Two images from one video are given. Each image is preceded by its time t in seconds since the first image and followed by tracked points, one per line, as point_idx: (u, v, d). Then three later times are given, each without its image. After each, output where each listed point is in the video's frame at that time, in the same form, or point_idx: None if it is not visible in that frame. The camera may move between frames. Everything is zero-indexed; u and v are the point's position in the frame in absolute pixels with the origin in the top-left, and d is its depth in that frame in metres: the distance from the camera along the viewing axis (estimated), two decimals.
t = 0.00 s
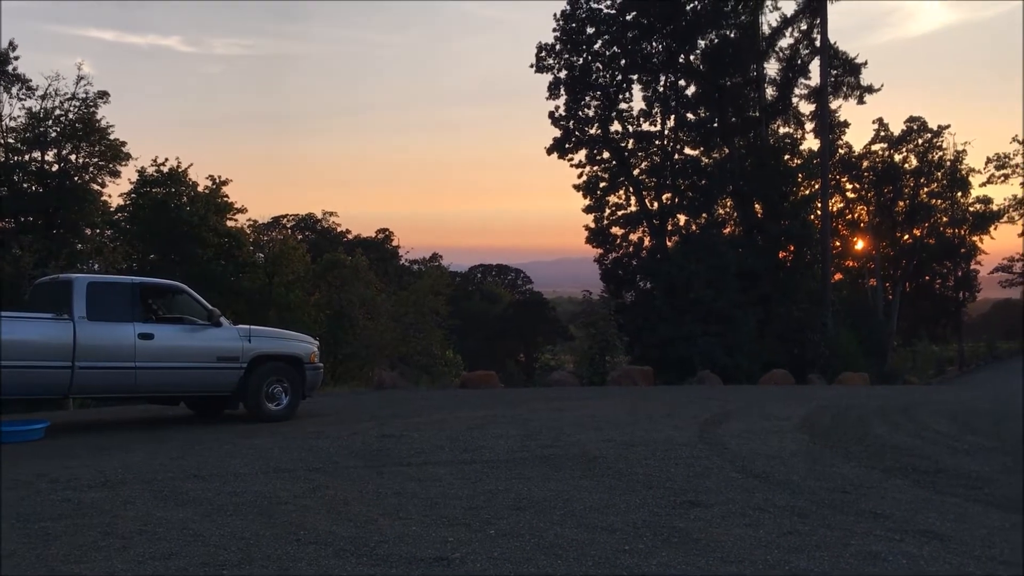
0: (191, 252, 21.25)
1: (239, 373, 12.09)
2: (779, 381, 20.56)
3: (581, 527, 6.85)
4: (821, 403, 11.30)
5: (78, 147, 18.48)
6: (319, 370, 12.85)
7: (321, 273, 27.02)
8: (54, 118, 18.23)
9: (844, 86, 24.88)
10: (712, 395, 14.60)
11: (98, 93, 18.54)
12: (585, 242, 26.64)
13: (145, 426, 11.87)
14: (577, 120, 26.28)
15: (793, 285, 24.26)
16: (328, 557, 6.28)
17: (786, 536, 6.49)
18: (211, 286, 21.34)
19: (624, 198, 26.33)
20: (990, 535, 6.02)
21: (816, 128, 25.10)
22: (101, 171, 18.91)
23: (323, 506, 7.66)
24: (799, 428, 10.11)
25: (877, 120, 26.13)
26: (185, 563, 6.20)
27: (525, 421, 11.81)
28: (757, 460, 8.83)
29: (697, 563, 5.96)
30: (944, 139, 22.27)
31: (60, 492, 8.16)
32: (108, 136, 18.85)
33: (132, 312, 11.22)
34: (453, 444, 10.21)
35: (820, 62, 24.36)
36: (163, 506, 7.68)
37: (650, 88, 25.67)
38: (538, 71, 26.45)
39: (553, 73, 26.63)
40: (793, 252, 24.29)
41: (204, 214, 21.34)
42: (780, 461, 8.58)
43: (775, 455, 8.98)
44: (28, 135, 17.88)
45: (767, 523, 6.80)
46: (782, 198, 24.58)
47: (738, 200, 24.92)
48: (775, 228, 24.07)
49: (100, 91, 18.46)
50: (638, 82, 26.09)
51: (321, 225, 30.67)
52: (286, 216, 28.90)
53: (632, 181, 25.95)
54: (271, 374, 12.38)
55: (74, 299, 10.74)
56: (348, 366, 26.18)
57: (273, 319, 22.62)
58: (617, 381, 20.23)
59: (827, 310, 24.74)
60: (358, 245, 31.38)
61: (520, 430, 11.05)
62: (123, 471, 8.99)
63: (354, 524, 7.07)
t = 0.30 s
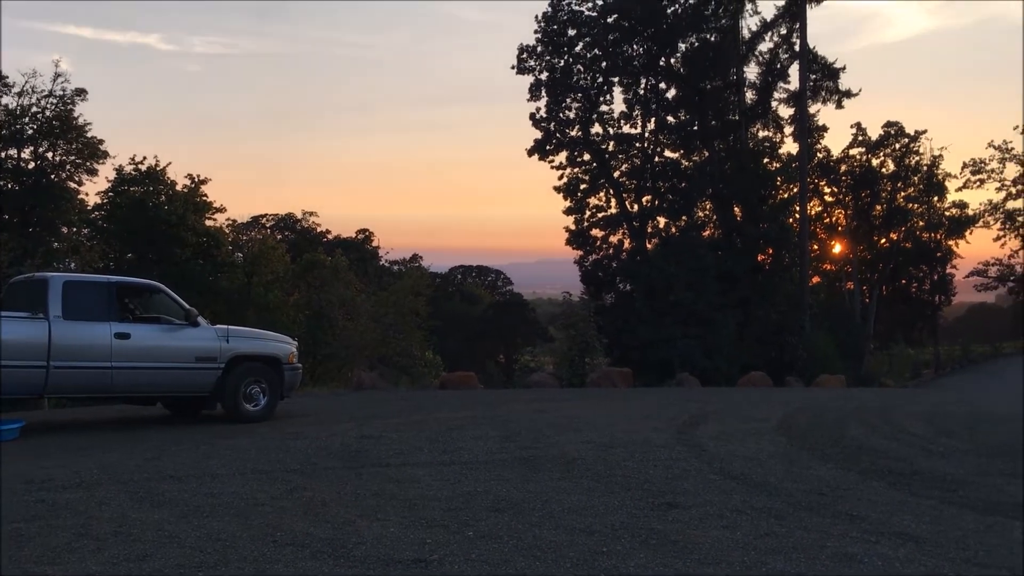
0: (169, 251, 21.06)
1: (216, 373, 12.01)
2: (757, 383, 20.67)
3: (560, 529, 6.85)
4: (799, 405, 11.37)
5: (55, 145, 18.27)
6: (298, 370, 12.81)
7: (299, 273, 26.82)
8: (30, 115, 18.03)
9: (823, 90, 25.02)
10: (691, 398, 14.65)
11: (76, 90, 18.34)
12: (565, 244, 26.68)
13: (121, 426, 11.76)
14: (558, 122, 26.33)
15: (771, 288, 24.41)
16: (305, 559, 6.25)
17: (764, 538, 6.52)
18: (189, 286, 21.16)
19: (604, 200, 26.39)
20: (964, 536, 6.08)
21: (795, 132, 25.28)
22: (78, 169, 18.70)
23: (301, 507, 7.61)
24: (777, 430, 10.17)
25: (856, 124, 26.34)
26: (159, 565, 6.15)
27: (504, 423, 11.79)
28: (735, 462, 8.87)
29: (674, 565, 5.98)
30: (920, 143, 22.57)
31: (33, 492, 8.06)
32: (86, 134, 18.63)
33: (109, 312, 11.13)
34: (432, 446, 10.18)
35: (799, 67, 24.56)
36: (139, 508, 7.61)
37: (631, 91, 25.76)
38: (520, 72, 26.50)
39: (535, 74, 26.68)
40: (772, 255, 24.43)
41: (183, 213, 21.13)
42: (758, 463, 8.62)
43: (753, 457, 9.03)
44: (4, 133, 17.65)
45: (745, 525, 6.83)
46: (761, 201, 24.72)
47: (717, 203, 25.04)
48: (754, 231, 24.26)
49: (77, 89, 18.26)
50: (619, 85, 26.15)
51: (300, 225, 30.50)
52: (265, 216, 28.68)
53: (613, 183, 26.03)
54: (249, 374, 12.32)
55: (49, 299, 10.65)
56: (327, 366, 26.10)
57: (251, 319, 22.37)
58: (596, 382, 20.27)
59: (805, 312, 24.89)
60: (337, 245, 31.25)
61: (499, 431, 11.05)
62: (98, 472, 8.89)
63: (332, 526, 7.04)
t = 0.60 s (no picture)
0: (149, 255, 20.93)
1: (195, 378, 11.93)
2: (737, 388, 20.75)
3: (540, 533, 6.85)
4: (779, 410, 11.42)
5: (33, 147, 18.13)
6: (277, 374, 12.75)
7: (280, 277, 26.95)
8: (8, 117, 17.88)
9: (803, 96, 25.20)
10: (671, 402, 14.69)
11: (54, 92, 18.21)
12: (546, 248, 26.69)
13: (98, 431, 11.65)
14: (540, 126, 26.36)
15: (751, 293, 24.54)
16: (284, 565, 6.21)
17: (743, 542, 6.53)
18: (168, 289, 21.02)
19: (585, 205, 26.44)
20: (941, 540, 6.10)
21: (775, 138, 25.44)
22: (57, 172, 18.56)
23: (280, 512, 7.57)
24: (757, 434, 10.21)
25: (835, 130, 26.57)
26: (137, 571, 6.10)
27: (485, 427, 11.77)
28: (715, 466, 8.89)
29: (654, 569, 5.98)
30: (899, 150, 22.85)
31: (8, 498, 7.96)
32: (65, 136, 18.49)
33: (86, 315, 11.01)
34: (412, 450, 10.15)
35: (779, 73, 24.74)
36: (115, 513, 7.54)
37: (612, 96, 25.84)
38: (502, 77, 26.53)
39: (517, 79, 26.72)
40: (752, 260, 24.56)
41: (162, 216, 20.98)
42: (737, 468, 8.65)
43: (733, 462, 9.05)
44: None
45: (725, 529, 6.85)
46: (742, 206, 24.84)
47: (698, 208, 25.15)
48: (734, 236, 24.38)
49: (56, 91, 18.14)
50: (600, 90, 26.23)
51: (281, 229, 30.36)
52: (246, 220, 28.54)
53: (594, 188, 26.09)
54: (228, 379, 12.25)
55: (26, 302, 10.52)
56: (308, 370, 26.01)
57: (230, 322, 22.34)
58: (578, 387, 20.28)
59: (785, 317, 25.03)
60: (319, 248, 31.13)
61: (480, 436, 11.03)
62: (74, 477, 8.80)
63: (311, 531, 7.00)
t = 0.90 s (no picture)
0: (133, 261, 20.81)
1: (179, 385, 11.86)
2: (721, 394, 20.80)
3: (525, 540, 6.83)
4: (764, 416, 11.45)
5: (17, 153, 18.04)
6: (262, 381, 12.71)
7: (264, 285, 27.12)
8: None
9: (787, 103, 25.36)
10: (657, 408, 14.72)
11: (37, 98, 18.12)
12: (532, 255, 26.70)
13: (81, 439, 11.56)
14: (525, 133, 26.39)
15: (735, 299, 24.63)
16: (269, 572, 6.18)
17: (728, 548, 6.54)
18: (152, 296, 20.94)
19: (571, 211, 26.47)
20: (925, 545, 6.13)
21: (759, 145, 25.55)
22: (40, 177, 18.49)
23: (263, 520, 7.53)
24: (742, 440, 10.23)
25: (819, 137, 26.73)
26: None
27: (471, 434, 11.74)
28: (701, 472, 8.90)
29: None
30: (882, 157, 23.02)
31: None
32: (48, 142, 18.40)
33: (69, 322, 10.93)
34: (397, 457, 10.12)
35: (763, 80, 24.87)
36: (97, 522, 7.49)
37: (598, 102, 25.89)
38: (488, 83, 26.52)
39: (502, 85, 26.73)
40: (737, 266, 24.65)
41: (146, 221, 20.87)
42: (723, 473, 8.66)
43: (718, 467, 9.07)
44: None
45: (710, 535, 6.86)
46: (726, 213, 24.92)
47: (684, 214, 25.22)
48: (719, 242, 24.47)
49: (39, 96, 18.05)
50: (586, 97, 26.28)
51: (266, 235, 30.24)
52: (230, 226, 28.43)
53: (579, 195, 26.13)
54: (212, 386, 12.19)
55: (8, 309, 10.30)
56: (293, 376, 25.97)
57: (215, 329, 22.26)
58: (564, 394, 20.29)
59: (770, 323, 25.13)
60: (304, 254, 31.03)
61: (465, 442, 11.01)
62: (56, 485, 8.72)
63: (295, 539, 6.97)
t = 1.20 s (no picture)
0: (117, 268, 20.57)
1: (162, 392, 11.79)
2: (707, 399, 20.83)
3: (511, 547, 6.82)
4: (749, 422, 11.48)
5: None
6: (247, 389, 12.65)
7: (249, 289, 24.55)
8: None
9: (771, 110, 25.50)
10: (643, 414, 14.73)
11: (20, 104, 17.97)
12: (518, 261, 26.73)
13: (64, 446, 11.48)
14: (511, 139, 26.42)
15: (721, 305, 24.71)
16: None
17: (713, 553, 6.56)
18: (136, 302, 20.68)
19: (557, 218, 26.51)
20: (908, 549, 6.16)
21: (744, 151, 25.66)
22: (22, 184, 18.39)
23: (247, 528, 7.47)
24: (727, 445, 10.26)
25: (804, 144, 26.87)
26: None
27: (457, 440, 11.73)
28: (685, 478, 8.91)
29: None
30: (865, 164, 23.20)
31: None
32: (30, 148, 18.22)
33: (52, 329, 10.86)
34: (383, 464, 10.09)
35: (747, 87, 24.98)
36: (79, 530, 7.42)
37: (583, 109, 25.96)
38: (473, 89, 26.55)
39: (488, 92, 26.77)
40: (722, 272, 24.73)
41: (130, 228, 20.64)
42: (708, 479, 8.68)
43: (703, 473, 9.10)
44: None
45: (694, 540, 6.88)
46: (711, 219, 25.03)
47: (669, 220, 25.30)
48: (705, 248, 24.54)
49: (22, 102, 17.90)
50: (571, 103, 26.32)
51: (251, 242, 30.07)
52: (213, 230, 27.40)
53: (565, 201, 26.18)
54: (196, 393, 12.13)
55: None
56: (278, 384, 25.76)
57: (200, 337, 22.02)
58: (550, 400, 20.26)
59: (755, 329, 25.21)
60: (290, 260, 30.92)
61: (451, 449, 10.99)
62: (37, 493, 8.64)
63: (279, 547, 6.93)
